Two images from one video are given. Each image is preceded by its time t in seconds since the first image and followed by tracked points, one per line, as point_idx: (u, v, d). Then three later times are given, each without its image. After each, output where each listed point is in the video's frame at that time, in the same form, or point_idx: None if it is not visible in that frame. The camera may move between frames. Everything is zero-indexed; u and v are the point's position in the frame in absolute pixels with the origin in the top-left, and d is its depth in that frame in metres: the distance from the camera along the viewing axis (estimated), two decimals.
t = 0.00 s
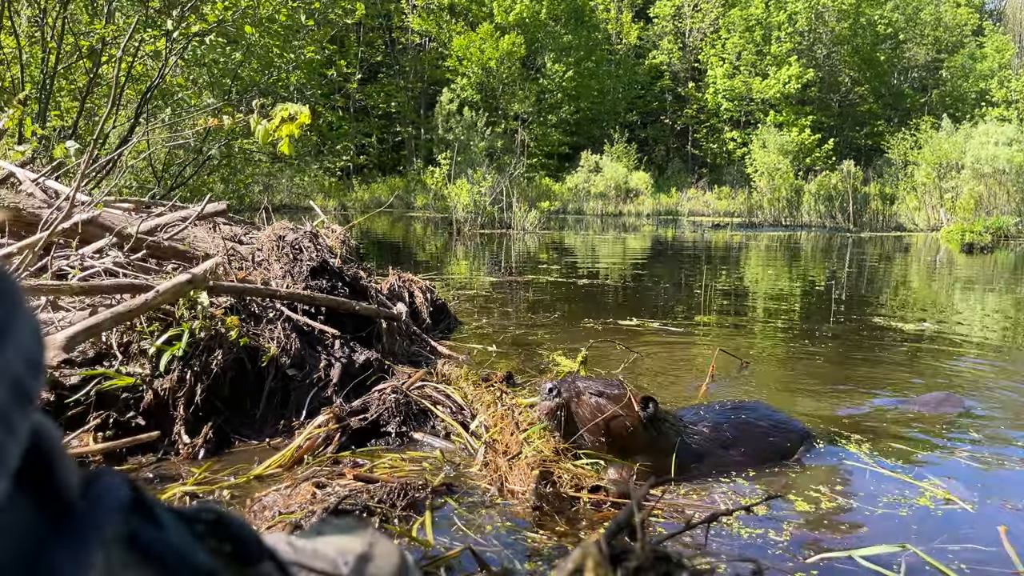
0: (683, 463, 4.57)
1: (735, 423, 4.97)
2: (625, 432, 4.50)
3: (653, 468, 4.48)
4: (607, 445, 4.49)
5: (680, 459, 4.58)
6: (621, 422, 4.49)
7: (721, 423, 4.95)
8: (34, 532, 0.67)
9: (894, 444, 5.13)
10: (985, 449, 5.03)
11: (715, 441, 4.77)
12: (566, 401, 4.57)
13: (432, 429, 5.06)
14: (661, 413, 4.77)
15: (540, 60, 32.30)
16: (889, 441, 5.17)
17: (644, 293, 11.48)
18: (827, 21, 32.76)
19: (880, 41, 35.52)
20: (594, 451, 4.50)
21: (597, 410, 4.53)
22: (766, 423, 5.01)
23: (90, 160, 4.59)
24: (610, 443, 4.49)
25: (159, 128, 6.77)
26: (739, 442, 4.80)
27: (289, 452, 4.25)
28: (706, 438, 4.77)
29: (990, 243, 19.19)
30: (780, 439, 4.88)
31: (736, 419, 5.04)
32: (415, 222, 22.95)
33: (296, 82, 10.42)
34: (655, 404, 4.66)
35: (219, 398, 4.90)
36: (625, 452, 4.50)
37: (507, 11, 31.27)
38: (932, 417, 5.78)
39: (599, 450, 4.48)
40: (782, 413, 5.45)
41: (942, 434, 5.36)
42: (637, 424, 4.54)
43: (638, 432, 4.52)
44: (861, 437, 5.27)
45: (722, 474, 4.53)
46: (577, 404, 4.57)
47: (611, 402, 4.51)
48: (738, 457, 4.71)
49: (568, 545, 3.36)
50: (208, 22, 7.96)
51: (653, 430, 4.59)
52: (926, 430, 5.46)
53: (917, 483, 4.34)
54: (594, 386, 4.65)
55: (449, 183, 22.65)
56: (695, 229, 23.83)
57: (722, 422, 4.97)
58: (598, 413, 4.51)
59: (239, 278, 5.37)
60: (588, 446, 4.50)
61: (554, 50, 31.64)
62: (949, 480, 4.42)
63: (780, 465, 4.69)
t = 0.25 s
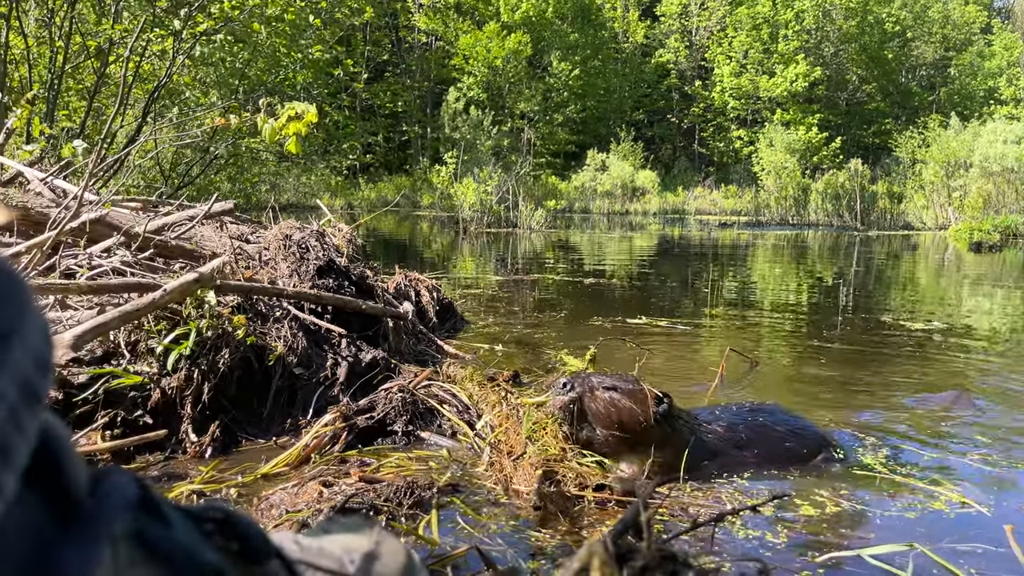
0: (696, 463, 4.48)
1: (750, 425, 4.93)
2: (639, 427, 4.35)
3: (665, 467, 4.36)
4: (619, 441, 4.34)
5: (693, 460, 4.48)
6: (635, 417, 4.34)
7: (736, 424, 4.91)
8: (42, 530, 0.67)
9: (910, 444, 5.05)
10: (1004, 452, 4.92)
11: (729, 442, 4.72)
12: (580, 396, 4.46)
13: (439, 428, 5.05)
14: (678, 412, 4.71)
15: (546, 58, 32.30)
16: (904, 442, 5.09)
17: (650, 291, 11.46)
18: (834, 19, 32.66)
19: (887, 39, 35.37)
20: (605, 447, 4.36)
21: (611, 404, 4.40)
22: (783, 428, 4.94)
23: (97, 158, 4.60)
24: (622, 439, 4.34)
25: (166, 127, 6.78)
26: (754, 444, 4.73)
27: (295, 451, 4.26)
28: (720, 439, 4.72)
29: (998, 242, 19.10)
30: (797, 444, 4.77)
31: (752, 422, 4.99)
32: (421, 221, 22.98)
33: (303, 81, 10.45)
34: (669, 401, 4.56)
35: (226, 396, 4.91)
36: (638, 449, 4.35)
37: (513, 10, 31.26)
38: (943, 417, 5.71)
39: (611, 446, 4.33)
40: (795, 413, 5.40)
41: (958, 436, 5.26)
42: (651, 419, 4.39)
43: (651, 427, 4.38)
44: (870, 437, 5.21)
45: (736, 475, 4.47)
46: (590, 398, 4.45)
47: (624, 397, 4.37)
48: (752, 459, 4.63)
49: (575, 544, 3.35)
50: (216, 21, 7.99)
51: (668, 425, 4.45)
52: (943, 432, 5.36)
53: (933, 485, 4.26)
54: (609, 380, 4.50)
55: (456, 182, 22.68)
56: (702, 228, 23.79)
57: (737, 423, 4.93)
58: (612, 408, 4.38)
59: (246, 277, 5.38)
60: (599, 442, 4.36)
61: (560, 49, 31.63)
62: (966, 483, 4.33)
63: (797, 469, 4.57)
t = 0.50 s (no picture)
0: (712, 454, 4.45)
1: (765, 421, 4.88)
2: (642, 422, 4.42)
3: (683, 451, 4.32)
4: (625, 438, 4.44)
5: (708, 451, 4.44)
6: (635, 413, 4.41)
7: (750, 421, 4.85)
8: (48, 527, 0.66)
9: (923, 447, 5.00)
10: (1018, 455, 4.82)
11: (742, 437, 4.67)
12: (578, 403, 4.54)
13: (443, 427, 5.05)
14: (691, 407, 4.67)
15: (551, 57, 32.24)
16: (915, 444, 5.04)
17: (654, 291, 11.43)
18: (839, 18, 32.54)
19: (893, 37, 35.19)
20: (612, 447, 4.46)
21: (607, 405, 4.47)
22: (800, 428, 4.86)
23: (102, 158, 4.59)
24: (629, 435, 4.43)
25: (171, 127, 6.78)
26: (768, 441, 4.70)
27: (300, 450, 4.25)
28: (735, 433, 4.67)
29: (1005, 241, 19.01)
30: (812, 446, 4.72)
31: (767, 418, 4.92)
32: (426, 220, 22.97)
33: (307, 80, 10.44)
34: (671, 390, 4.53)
35: (231, 395, 4.91)
36: (647, 442, 4.40)
37: (518, 9, 31.20)
38: (949, 418, 5.67)
39: (618, 445, 4.44)
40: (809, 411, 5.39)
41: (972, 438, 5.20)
42: (653, 414, 4.42)
43: (654, 422, 4.41)
44: (876, 438, 5.18)
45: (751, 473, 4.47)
46: (588, 402, 4.53)
47: (617, 395, 4.44)
48: (765, 456, 4.60)
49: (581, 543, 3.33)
50: (221, 21, 7.99)
51: (672, 418, 4.46)
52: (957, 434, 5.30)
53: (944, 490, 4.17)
54: (605, 381, 4.56)
55: (460, 181, 22.68)
56: (707, 227, 23.73)
57: (751, 420, 4.88)
58: (610, 408, 4.46)
59: (251, 276, 5.38)
60: (606, 444, 4.47)
61: (565, 48, 31.58)
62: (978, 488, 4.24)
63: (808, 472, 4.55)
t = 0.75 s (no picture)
0: (725, 445, 4.42)
1: (775, 412, 4.78)
2: (652, 414, 4.40)
3: (696, 442, 4.33)
4: (635, 431, 4.41)
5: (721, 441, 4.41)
6: (644, 405, 4.40)
7: (760, 411, 4.74)
8: (51, 526, 0.66)
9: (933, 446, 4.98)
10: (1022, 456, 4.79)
11: (753, 428, 4.60)
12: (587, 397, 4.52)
13: (446, 427, 5.04)
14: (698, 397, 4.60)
15: (553, 57, 32.27)
16: (926, 443, 5.02)
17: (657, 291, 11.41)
18: (842, 17, 32.54)
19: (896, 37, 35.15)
20: (622, 440, 4.44)
21: (616, 399, 4.46)
22: (811, 421, 4.79)
23: (105, 159, 4.59)
24: (639, 428, 4.40)
25: (174, 126, 6.78)
26: (778, 432, 4.63)
27: (302, 450, 4.25)
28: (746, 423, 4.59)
29: (1008, 240, 19.00)
30: (823, 441, 4.68)
31: (776, 408, 4.82)
32: (428, 220, 23.01)
33: (309, 80, 10.46)
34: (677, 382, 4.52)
35: (234, 395, 4.91)
36: (658, 434, 4.38)
37: (520, 9, 31.20)
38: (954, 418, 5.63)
39: (628, 439, 4.42)
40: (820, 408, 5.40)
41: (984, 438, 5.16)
42: (662, 406, 4.41)
43: (664, 414, 4.40)
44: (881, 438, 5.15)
45: (761, 468, 4.45)
46: (597, 397, 4.50)
47: (627, 388, 4.42)
48: (776, 448, 4.55)
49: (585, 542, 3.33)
50: (223, 22, 8.01)
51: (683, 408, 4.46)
52: (969, 434, 5.26)
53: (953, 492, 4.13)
54: (613, 375, 4.53)
55: (463, 181, 22.71)
56: (710, 226, 23.74)
57: (760, 410, 4.78)
58: (619, 401, 4.44)
59: (253, 276, 5.39)
60: (615, 438, 4.45)
61: (567, 47, 31.60)
62: (987, 489, 4.20)
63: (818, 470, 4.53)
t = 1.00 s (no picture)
0: (723, 452, 4.47)
1: (779, 413, 4.81)
2: (647, 421, 4.52)
3: (688, 449, 4.39)
4: (633, 436, 4.53)
5: (719, 447, 4.47)
6: (641, 411, 4.53)
7: (764, 412, 4.81)
8: (50, 526, 0.67)
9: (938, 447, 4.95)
10: None
11: (755, 431, 4.62)
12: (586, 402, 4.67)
13: (446, 427, 5.04)
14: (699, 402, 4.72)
15: (554, 57, 32.26)
16: (929, 444, 5.01)
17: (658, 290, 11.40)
18: (843, 17, 32.58)
19: (896, 36, 35.26)
20: (620, 444, 4.56)
21: (614, 405, 4.60)
22: (816, 421, 4.78)
23: (106, 158, 4.59)
24: (636, 433, 4.52)
25: (175, 126, 6.77)
26: (781, 434, 4.63)
27: (302, 451, 4.25)
28: (748, 425, 4.63)
29: (1008, 240, 19.02)
30: (827, 441, 4.65)
31: (780, 410, 4.86)
32: (429, 220, 23.01)
33: (310, 79, 10.46)
34: (679, 389, 4.64)
35: (234, 395, 4.91)
36: (655, 439, 4.48)
37: (521, 9, 31.19)
38: (957, 418, 5.62)
39: (625, 444, 4.53)
40: (825, 408, 5.41)
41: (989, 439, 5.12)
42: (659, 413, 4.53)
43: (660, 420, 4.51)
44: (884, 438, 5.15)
45: (762, 470, 4.46)
46: (597, 402, 4.66)
47: (624, 395, 4.56)
48: (778, 450, 4.54)
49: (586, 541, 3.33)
50: (224, 22, 8.01)
51: (681, 414, 4.55)
52: (977, 435, 5.22)
53: (954, 494, 4.09)
54: (612, 381, 4.69)
55: (464, 181, 22.75)
56: (711, 226, 23.75)
57: (764, 412, 4.83)
58: (616, 407, 4.58)
59: (253, 276, 5.39)
60: (613, 442, 4.57)
61: (568, 47, 31.62)
62: (990, 491, 4.16)
63: (822, 471, 4.49)
